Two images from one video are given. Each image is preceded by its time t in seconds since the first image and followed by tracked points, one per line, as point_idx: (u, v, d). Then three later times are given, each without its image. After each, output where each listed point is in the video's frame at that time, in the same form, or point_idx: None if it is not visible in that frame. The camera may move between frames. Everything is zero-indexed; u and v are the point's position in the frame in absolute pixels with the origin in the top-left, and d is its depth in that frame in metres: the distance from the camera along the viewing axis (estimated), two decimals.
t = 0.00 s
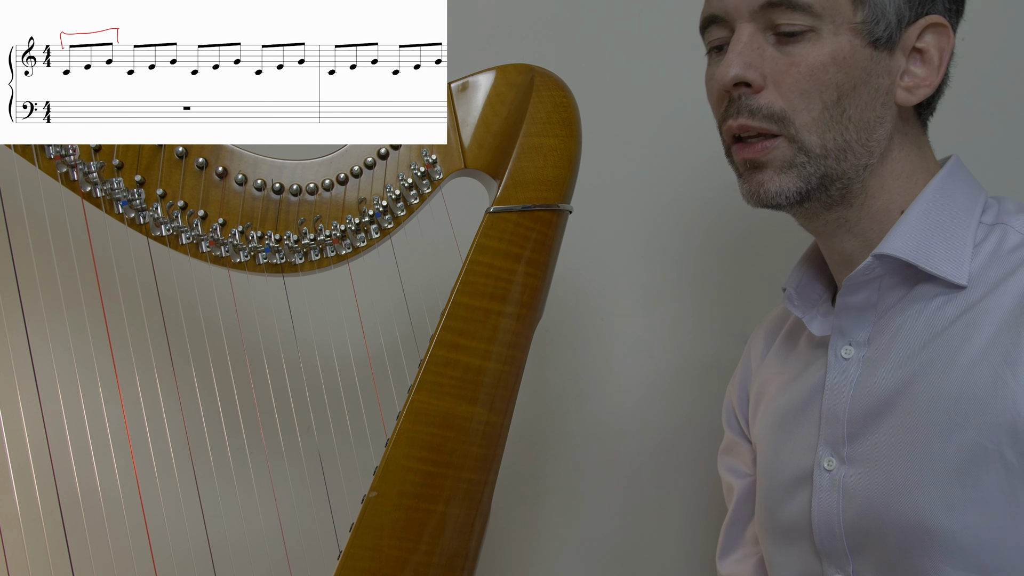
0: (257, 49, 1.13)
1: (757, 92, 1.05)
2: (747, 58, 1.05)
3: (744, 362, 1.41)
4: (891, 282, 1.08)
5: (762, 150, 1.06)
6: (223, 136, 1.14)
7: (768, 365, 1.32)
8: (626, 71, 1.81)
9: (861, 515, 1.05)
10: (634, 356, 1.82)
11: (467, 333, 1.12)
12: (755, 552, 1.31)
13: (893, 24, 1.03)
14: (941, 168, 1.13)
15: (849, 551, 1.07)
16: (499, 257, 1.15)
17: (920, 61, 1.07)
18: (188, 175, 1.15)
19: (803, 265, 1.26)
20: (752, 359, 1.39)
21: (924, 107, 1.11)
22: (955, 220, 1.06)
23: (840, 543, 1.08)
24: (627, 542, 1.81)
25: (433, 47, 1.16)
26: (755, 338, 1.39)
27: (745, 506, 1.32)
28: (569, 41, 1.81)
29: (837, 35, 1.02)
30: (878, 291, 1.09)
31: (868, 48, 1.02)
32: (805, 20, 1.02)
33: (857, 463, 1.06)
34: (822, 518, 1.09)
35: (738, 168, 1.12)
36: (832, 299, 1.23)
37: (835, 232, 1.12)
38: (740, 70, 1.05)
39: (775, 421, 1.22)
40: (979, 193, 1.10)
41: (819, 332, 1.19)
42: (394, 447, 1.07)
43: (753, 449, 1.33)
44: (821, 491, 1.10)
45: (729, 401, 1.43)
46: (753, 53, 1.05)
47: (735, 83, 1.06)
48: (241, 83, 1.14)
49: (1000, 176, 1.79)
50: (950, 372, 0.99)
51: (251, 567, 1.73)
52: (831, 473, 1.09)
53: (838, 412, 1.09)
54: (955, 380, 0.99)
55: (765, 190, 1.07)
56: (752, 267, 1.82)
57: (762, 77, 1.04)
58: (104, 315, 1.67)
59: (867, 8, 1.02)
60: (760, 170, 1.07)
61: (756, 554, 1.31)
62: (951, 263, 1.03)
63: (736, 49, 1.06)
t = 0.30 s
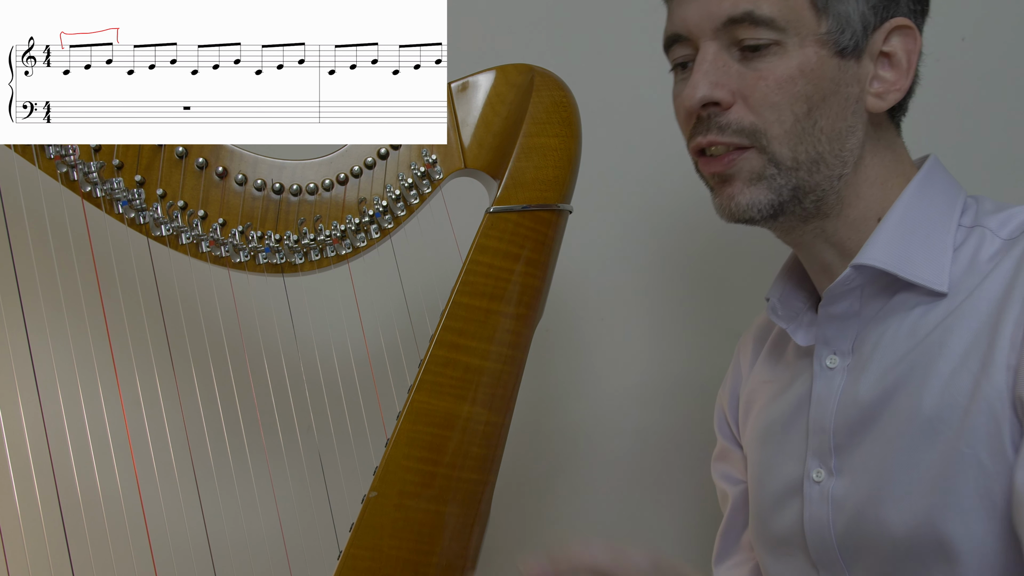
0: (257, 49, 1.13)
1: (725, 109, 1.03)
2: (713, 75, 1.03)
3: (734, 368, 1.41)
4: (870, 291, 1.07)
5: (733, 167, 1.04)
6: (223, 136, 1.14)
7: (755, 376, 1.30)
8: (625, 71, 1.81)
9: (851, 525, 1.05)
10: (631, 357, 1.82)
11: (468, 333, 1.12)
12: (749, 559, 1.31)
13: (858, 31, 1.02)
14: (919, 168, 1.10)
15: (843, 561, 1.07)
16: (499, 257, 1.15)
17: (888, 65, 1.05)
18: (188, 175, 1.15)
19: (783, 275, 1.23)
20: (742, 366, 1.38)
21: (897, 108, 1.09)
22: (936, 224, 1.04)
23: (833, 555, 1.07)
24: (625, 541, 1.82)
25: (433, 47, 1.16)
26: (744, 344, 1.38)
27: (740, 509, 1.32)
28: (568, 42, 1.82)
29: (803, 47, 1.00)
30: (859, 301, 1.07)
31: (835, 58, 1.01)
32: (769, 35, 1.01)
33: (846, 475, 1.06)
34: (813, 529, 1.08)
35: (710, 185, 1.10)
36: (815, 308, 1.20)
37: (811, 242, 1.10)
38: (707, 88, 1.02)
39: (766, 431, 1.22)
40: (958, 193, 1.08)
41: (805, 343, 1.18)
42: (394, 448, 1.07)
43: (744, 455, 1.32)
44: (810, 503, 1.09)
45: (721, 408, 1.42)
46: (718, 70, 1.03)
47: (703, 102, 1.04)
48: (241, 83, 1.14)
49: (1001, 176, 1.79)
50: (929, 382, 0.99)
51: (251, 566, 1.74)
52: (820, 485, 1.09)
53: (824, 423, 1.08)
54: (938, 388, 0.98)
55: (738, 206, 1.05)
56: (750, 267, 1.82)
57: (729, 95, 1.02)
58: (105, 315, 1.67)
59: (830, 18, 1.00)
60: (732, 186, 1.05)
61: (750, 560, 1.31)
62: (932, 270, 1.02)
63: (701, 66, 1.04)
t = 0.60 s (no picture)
0: (257, 49, 1.14)
1: (674, 141, 1.02)
2: (659, 108, 1.01)
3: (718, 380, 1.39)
4: (833, 305, 1.04)
5: (689, 200, 1.03)
6: (222, 136, 1.18)
7: (735, 393, 1.29)
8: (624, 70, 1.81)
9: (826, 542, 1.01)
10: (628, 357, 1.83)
11: (468, 333, 1.12)
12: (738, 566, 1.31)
13: (804, 46, 1.02)
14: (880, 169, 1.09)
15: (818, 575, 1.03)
16: (498, 257, 1.15)
17: (840, 74, 1.05)
18: (188, 175, 1.13)
19: (750, 293, 1.19)
20: (725, 390, 1.37)
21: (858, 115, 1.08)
22: (890, 230, 0.99)
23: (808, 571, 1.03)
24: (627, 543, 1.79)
25: (432, 48, 1.19)
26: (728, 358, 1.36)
27: (733, 521, 1.33)
28: (566, 40, 1.81)
29: (746, 70, 1.01)
30: (821, 317, 1.05)
31: (781, 76, 1.01)
32: (710, 61, 1.00)
33: (814, 493, 1.03)
34: (791, 547, 1.05)
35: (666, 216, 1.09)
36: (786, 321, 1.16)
37: (776, 262, 1.08)
38: (654, 122, 1.01)
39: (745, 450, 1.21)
40: (918, 197, 1.03)
41: (775, 357, 1.12)
42: (394, 448, 1.06)
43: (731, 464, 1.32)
44: (786, 523, 1.05)
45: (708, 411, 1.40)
46: (664, 102, 1.01)
47: (651, 135, 1.02)
48: (241, 83, 1.18)
49: None
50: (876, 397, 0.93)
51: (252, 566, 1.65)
52: (792, 504, 1.05)
53: (792, 440, 1.04)
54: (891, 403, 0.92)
55: (697, 238, 1.04)
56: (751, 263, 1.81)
57: (677, 127, 1.01)
58: (105, 315, 1.66)
59: (773, 36, 1.01)
60: (689, 219, 1.04)
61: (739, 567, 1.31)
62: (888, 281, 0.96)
63: (646, 99, 1.02)
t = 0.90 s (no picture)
0: (257, 49, 1.13)
1: (605, 167, 1.03)
2: (586, 135, 1.02)
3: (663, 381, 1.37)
4: (796, 328, 1.05)
5: (632, 226, 1.05)
6: (223, 136, 1.14)
7: (690, 402, 1.28)
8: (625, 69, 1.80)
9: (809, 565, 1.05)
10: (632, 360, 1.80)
11: (468, 333, 1.12)
12: None
13: (736, 58, 1.01)
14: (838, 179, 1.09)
15: None
16: (499, 257, 1.15)
17: (780, 79, 1.04)
18: (188, 175, 1.14)
19: (701, 308, 1.20)
20: (672, 397, 1.35)
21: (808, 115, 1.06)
22: (854, 249, 1.00)
23: None
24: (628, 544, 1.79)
25: (433, 47, 1.15)
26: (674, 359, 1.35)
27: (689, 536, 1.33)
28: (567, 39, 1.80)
29: (674, 90, 1.00)
30: (783, 340, 1.05)
31: (711, 91, 1.00)
32: (635, 82, 1.00)
33: (790, 523, 1.06)
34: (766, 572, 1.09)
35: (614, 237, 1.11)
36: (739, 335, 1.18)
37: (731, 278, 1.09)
38: (583, 150, 1.02)
39: (705, 472, 1.22)
40: (875, 205, 1.04)
41: (735, 379, 1.15)
42: (394, 447, 1.06)
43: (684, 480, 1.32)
44: (759, 550, 1.09)
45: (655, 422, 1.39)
46: (592, 127, 1.02)
47: (581, 163, 1.03)
48: (241, 83, 1.14)
49: None
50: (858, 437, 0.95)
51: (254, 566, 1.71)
52: (765, 533, 1.08)
53: (762, 469, 1.07)
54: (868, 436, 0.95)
55: (640, 262, 1.05)
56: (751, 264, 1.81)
57: (606, 152, 1.02)
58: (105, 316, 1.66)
59: (699, 52, 0.99)
60: (631, 242, 1.06)
61: None
62: (857, 304, 0.97)
63: (575, 125, 1.03)
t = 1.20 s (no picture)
0: (257, 49, 1.12)
1: (589, 191, 1.03)
2: (566, 160, 1.01)
3: (620, 401, 1.33)
4: (794, 334, 1.04)
5: (614, 248, 1.04)
6: (222, 136, 1.15)
7: (663, 423, 1.25)
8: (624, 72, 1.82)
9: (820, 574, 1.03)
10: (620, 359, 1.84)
11: (467, 332, 1.13)
12: None
13: (717, 67, 1.01)
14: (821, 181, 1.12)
15: None
16: (499, 257, 1.16)
17: (765, 84, 1.05)
18: (188, 175, 1.14)
19: (684, 320, 1.20)
20: (630, 422, 1.31)
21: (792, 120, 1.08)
22: (851, 248, 1.03)
23: None
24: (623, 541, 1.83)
25: (433, 47, 1.15)
26: (637, 379, 1.33)
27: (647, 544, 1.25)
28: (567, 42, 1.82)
29: (655, 107, 0.99)
30: (780, 347, 1.05)
31: (694, 106, 1.00)
32: (613, 102, 0.99)
33: (798, 535, 1.04)
34: None
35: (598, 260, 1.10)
36: (720, 346, 1.19)
37: (723, 292, 1.10)
38: (565, 177, 1.01)
39: (687, 491, 1.19)
40: (867, 204, 1.07)
41: (726, 392, 1.14)
42: (394, 448, 1.06)
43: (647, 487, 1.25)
44: (763, 567, 1.06)
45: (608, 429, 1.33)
46: (571, 152, 1.01)
47: (564, 189, 1.03)
48: (241, 84, 1.14)
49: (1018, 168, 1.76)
50: (864, 435, 0.95)
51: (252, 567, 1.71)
52: (770, 548, 1.05)
53: (764, 482, 1.05)
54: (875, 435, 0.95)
55: (631, 287, 1.05)
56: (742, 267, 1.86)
57: (589, 177, 1.02)
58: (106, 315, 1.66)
59: (678, 66, 0.99)
60: (620, 267, 1.05)
61: None
62: (861, 303, 0.98)
63: (553, 151, 1.02)
